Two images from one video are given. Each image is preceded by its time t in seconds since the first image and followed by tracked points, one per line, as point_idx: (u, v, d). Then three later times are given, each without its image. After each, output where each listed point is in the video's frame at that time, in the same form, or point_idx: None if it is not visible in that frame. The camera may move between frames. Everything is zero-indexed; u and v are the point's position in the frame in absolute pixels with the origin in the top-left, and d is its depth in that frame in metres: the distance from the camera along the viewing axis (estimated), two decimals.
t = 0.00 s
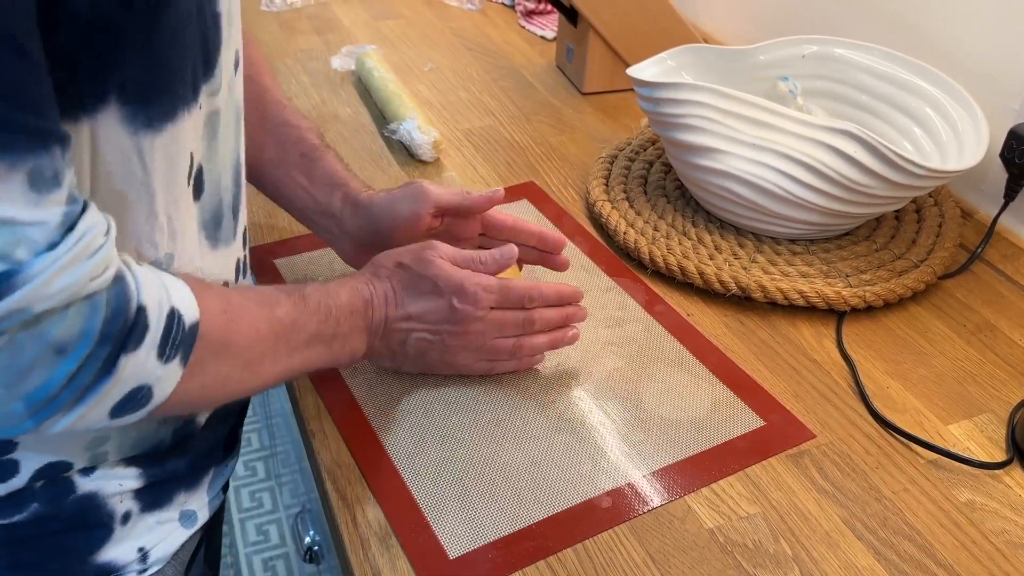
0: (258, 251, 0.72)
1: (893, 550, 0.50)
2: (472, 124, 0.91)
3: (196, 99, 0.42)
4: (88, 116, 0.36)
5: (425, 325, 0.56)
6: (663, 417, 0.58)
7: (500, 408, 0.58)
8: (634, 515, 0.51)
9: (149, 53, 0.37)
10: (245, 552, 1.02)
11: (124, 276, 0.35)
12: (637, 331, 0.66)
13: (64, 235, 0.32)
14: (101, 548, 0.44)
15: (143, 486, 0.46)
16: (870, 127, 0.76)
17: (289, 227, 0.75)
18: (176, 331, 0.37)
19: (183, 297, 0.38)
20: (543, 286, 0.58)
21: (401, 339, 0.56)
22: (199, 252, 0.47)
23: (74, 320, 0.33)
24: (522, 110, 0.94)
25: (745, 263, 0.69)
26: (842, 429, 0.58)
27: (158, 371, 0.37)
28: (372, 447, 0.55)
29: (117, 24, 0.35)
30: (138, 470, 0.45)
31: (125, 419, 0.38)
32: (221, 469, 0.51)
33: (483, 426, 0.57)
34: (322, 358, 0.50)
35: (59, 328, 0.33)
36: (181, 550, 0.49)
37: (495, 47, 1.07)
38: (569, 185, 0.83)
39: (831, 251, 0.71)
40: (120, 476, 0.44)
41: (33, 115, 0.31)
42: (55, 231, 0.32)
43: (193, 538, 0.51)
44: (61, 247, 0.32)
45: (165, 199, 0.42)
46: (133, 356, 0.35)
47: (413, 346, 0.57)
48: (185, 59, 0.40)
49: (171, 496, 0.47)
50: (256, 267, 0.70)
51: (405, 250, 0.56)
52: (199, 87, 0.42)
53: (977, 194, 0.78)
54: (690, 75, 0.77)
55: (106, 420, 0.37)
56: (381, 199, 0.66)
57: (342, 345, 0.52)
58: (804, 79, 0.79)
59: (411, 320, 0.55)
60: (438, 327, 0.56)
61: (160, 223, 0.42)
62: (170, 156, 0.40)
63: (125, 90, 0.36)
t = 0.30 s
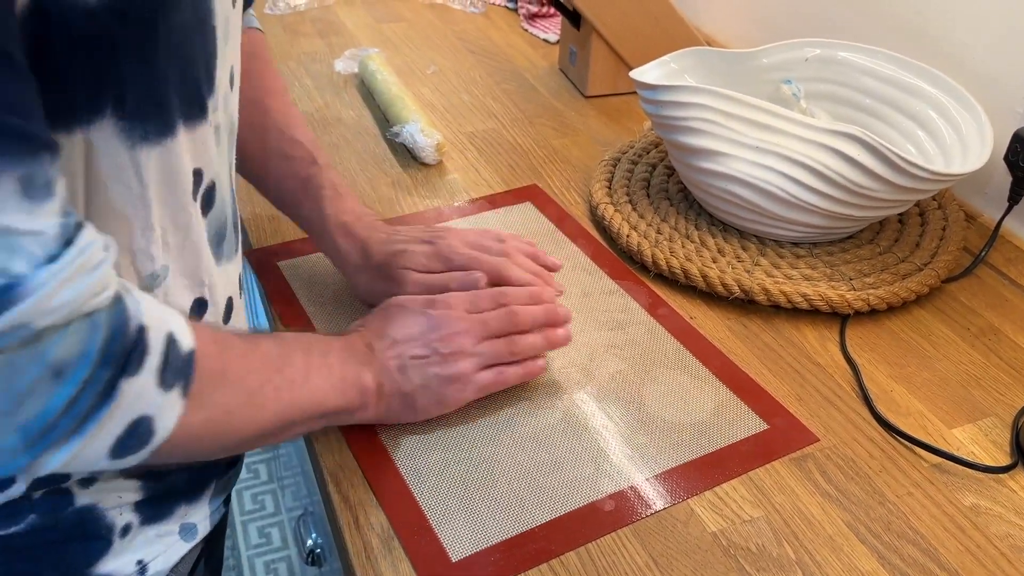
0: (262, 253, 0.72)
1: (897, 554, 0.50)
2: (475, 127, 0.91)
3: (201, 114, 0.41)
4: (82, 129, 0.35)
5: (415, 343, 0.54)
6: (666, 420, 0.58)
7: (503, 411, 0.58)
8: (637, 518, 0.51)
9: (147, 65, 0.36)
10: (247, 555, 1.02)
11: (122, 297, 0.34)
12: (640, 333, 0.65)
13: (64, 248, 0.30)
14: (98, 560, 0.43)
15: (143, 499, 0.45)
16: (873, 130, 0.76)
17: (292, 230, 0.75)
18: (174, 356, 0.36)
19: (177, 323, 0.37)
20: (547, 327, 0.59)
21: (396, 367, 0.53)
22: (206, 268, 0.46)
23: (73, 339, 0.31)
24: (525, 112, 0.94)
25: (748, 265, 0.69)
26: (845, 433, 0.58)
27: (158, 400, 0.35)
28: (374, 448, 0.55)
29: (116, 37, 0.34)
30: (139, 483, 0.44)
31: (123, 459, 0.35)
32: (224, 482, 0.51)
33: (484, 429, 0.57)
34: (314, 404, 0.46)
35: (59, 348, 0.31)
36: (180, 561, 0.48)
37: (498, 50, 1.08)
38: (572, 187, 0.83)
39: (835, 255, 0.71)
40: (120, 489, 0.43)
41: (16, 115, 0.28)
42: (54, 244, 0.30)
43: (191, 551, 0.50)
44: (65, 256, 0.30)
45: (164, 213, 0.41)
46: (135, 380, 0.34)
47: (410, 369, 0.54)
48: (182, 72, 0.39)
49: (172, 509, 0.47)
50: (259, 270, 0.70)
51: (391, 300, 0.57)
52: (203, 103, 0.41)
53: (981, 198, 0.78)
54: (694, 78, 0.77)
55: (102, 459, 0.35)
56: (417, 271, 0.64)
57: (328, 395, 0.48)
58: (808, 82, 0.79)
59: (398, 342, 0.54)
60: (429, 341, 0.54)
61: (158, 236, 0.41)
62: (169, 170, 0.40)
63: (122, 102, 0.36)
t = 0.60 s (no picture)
0: (264, 258, 0.72)
1: (899, 559, 0.50)
2: (477, 131, 0.91)
3: (213, 124, 0.42)
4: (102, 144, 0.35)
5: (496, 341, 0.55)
6: (668, 424, 0.58)
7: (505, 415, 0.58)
8: (639, 523, 0.51)
9: (165, 77, 0.36)
10: (249, 558, 1.03)
11: (195, 303, 0.35)
12: (641, 337, 0.65)
13: (132, 256, 0.30)
14: (101, 566, 0.43)
15: (147, 505, 0.44)
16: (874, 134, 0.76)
17: (295, 234, 0.75)
18: (249, 358, 0.37)
19: (252, 325, 0.38)
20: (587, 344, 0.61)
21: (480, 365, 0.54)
22: (213, 277, 0.46)
23: (147, 345, 0.32)
24: (528, 116, 0.94)
25: (750, 269, 0.69)
26: (847, 437, 0.58)
27: (234, 400, 0.36)
28: (375, 452, 0.55)
29: (135, 50, 0.34)
30: (143, 489, 0.43)
31: (201, 456, 0.37)
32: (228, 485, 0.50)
33: (487, 433, 0.57)
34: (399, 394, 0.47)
35: (133, 355, 0.32)
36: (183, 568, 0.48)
37: (500, 53, 1.08)
38: (575, 191, 0.83)
39: (836, 258, 0.71)
40: (124, 496, 0.42)
41: (83, 124, 0.28)
42: (122, 252, 0.30)
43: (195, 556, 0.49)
44: (136, 264, 0.30)
45: (181, 229, 0.41)
46: (210, 383, 0.35)
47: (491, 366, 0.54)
48: (195, 83, 0.39)
49: (176, 515, 0.46)
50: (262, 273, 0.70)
51: (468, 294, 0.57)
52: (215, 114, 0.42)
53: (983, 201, 0.78)
54: (696, 82, 0.77)
55: (183, 458, 0.36)
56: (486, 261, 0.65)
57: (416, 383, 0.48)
58: (808, 85, 0.79)
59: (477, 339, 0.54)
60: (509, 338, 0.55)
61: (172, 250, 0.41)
62: (183, 185, 0.40)
63: (140, 116, 0.36)
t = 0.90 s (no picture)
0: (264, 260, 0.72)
1: (896, 562, 0.50)
2: (476, 134, 0.91)
3: (213, 130, 0.42)
4: (90, 144, 0.36)
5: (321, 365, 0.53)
6: (666, 427, 0.58)
7: (502, 418, 0.58)
8: (636, 526, 0.51)
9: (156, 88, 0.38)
10: (250, 561, 1.02)
11: (19, 355, 0.32)
12: (639, 341, 0.65)
13: None
14: (95, 566, 0.45)
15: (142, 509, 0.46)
16: (874, 137, 0.76)
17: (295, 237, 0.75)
18: (72, 416, 0.34)
19: (75, 380, 0.36)
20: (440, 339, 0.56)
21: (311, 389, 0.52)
22: (213, 282, 0.46)
23: None
24: (527, 119, 0.94)
25: (748, 273, 0.69)
26: (846, 440, 0.58)
27: (52, 462, 0.34)
28: (373, 456, 0.55)
29: (123, 57, 0.36)
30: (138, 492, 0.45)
31: (11, 529, 0.34)
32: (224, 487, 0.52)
33: (484, 435, 0.57)
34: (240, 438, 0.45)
35: None
36: (177, 567, 0.50)
37: (501, 57, 1.08)
38: (574, 194, 0.83)
39: (835, 262, 0.71)
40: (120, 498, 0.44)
41: None
42: None
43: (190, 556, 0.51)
44: None
45: (174, 231, 0.41)
46: (26, 444, 0.32)
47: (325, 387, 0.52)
48: (193, 88, 0.40)
49: (170, 517, 0.48)
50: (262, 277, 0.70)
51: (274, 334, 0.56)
52: (216, 119, 0.42)
53: (982, 204, 0.78)
54: (695, 85, 0.77)
55: None
56: (295, 254, 0.67)
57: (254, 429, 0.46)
58: (808, 89, 0.79)
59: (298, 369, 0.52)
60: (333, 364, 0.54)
61: (166, 253, 0.41)
62: (178, 189, 0.40)
63: (129, 120, 0.37)
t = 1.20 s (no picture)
0: (264, 264, 0.73)
1: (893, 564, 0.50)
2: (476, 137, 0.91)
3: (180, 131, 0.43)
4: (55, 142, 0.37)
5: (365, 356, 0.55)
6: (664, 430, 0.58)
7: (502, 420, 0.58)
8: (634, 528, 0.51)
9: (123, 91, 0.38)
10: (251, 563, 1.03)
11: (34, 320, 0.33)
12: (637, 343, 0.66)
13: None
14: (59, 550, 0.44)
15: (107, 492, 0.46)
16: (872, 140, 0.76)
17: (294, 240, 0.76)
18: (87, 376, 0.35)
19: (97, 337, 0.36)
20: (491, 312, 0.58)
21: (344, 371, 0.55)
22: (174, 279, 0.47)
23: None
24: (527, 122, 0.95)
25: (747, 275, 0.69)
26: (843, 442, 0.58)
27: (65, 416, 0.35)
28: (372, 458, 0.55)
29: (88, 61, 0.37)
30: (101, 475, 0.46)
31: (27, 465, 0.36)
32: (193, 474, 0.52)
33: (485, 438, 0.57)
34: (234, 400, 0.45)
35: None
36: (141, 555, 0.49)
37: (500, 60, 1.08)
38: (573, 197, 0.83)
39: (834, 264, 0.71)
40: (82, 481, 0.45)
41: None
42: None
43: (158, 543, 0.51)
44: None
45: (135, 228, 0.42)
46: (38, 401, 0.33)
47: (357, 377, 0.56)
48: (160, 90, 0.40)
49: (137, 503, 0.48)
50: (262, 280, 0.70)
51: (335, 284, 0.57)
52: (183, 121, 0.43)
53: (980, 207, 0.78)
54: (694, 88, 0.78)
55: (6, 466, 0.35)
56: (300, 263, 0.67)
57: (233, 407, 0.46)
58: (806, 92, 0.79)
59: (351, 349, 0.55)
60: (382, 353, 0.55)
61: (126, 247, 0.42)
62: (140, 186, 0.41)
63: (94, 121, 0.38)
